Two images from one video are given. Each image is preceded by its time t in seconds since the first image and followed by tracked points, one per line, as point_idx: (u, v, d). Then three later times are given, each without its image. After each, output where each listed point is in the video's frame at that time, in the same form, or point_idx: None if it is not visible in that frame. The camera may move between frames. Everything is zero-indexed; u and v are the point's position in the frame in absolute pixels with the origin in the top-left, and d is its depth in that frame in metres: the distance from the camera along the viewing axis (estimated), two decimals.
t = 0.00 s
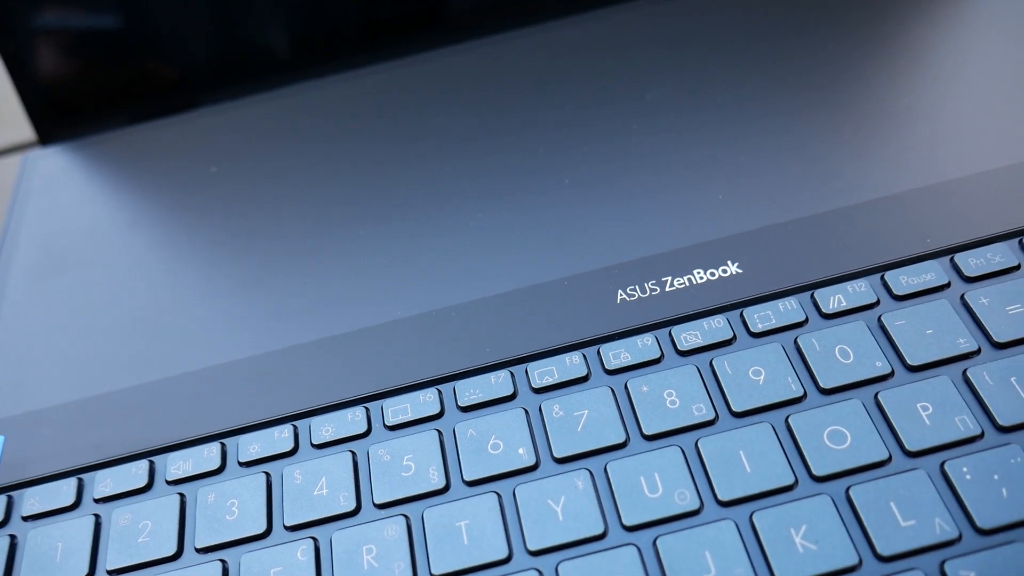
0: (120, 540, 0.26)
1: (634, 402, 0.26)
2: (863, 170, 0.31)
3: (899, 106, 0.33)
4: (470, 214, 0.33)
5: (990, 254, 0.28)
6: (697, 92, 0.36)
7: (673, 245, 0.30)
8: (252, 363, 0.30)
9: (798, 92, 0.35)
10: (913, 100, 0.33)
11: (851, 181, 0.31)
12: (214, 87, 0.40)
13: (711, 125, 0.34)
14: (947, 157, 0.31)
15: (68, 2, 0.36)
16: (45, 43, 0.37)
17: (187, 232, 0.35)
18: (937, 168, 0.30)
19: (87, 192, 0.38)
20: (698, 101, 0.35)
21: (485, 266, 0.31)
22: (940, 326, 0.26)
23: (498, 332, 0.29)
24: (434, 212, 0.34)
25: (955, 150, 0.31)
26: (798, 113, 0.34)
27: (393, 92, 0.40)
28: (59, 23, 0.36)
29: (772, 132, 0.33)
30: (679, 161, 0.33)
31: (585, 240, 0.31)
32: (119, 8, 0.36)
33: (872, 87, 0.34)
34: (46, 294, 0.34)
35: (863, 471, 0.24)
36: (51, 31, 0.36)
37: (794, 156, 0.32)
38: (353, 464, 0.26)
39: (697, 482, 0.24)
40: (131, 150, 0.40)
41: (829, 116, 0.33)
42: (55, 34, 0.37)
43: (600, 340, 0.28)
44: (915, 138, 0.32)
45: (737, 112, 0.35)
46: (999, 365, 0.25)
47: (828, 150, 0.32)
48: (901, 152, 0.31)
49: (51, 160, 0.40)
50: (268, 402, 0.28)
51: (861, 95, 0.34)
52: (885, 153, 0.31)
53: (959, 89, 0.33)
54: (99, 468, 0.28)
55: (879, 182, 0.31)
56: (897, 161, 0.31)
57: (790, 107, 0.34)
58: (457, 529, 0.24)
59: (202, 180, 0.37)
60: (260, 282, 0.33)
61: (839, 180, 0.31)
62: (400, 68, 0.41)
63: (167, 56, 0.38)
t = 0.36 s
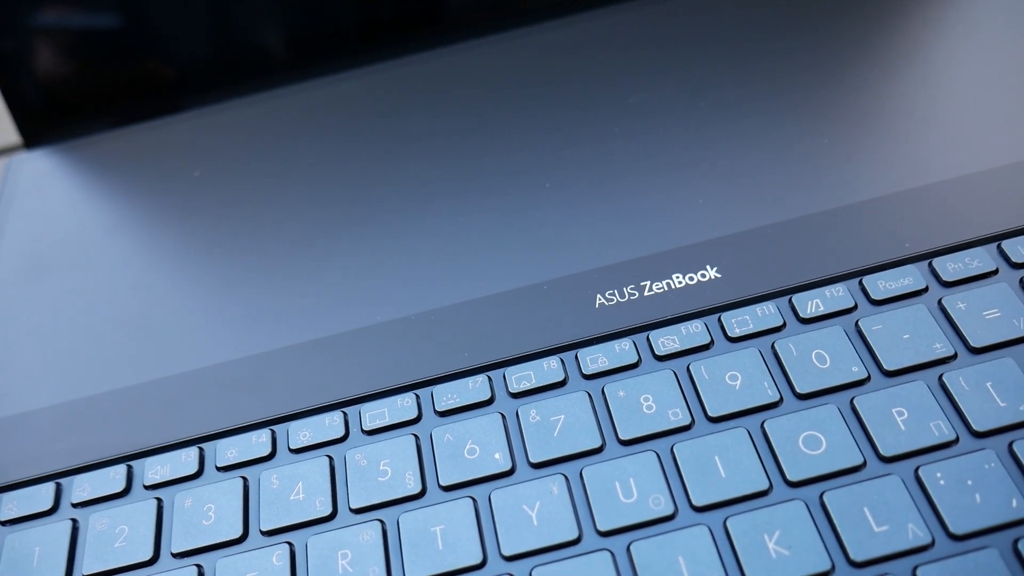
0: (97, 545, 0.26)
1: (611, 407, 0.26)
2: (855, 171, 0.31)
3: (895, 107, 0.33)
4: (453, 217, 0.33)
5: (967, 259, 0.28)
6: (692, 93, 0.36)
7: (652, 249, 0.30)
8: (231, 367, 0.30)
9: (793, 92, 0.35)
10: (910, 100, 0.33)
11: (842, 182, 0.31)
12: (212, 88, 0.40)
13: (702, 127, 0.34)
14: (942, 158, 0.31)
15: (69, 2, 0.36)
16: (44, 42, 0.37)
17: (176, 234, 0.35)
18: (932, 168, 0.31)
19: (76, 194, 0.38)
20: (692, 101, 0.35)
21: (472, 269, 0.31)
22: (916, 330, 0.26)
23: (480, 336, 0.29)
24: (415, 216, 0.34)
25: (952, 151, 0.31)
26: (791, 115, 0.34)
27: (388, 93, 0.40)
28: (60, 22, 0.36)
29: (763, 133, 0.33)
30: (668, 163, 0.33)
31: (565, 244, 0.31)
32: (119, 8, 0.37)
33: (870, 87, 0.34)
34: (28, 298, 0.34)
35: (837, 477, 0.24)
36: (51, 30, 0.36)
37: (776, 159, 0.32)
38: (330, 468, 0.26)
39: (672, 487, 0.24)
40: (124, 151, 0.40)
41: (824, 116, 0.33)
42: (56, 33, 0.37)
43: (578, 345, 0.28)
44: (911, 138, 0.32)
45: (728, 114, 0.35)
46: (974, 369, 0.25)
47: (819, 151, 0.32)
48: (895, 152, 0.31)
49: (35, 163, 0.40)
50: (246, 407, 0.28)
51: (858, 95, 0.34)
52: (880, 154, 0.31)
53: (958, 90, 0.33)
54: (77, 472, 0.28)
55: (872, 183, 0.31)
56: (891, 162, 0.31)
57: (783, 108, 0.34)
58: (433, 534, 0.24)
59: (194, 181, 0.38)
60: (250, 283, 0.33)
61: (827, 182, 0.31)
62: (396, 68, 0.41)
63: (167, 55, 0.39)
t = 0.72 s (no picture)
0: (73, 550, 0.26)
1: (586, 412, 0.26)
2: (846, 172, 0.31)
3: (884, 110, 0.33)
4: (434, 221, 0.33)
5: (945, 264, 0.28)
6: (686, 94, 0.36)
7: (632, 254, 0.30)
8: (209, 371, 0.30)
9: (787, 92, 0.35)
10: (899, 103, 0.33)
11: (834, 183, 0.31)
12: (212, 88, 0.40)
13: (691, 128, 0.34)
14: (933, 159, 0.31)
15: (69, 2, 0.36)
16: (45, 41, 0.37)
17: (164, 236, 0.35)
18: (928, 168, 0.31)
19: (62, 197, 0.38)
20: (682, 103, 0.35)
21: (458, 271, 0.31)
22: (892, 336, 0.26)
23: (460, 340, 0.29)
24: (396, 220, 0.34)
25: (948, 150, 0.31)
26: (782, 116, 0.34)
27: (382, 94, 0.40)
28: (62, 22, 0.37)
29: (753, 135, 0.33)
30: (650, 166, 0.33)
31: (544, 249, 0.31)
32: (119, 8, 0.37)
33: (866, 87, 0.34)
34: (10, 301, 0.34)
35: (809, 482, 0.24)
36: (51, 30, 0.37)
37: (758, 163, 0.32)
38: (306, 473, 0.26)
39: (645, 492, 0.24)
40: (116, 152, 0.40)
41: (819, 116, 0.33)
42: (55, 34, 0.37)
43: (555, 350, 0.28)
44: (907, 138, 0.32)
45: (717, 116, 0.35)
46: (949, 375, 0.25)
47: (807, 153, 0.32)
48: (890, 152, 0.31)
49: (19, 165, 0.40)
50: (223, 411, 0.28)
51: (854, 95, 0.34)
52: (875, 154, 0.31)
53: (955, 89, 0.33)
54: (54, 477, 0.28)
55: (856, 186, 0.31)
56: (886, 162, 0.31)
57: (776, 109, 0.34)
58: (407, 539, 0.24)
59: (185, 182, 0.38)
60: (240, 285, 0.33)
61: (814, 184, 0.31)
62: (392, 69, 0.41)
63: (168, 55, 0.39)
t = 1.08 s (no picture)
0: (50, 555, 0.26)
1: (563, 417, 0.26)
2: (840, 173, 0.31)
3: (870, 113, 0.33)
4: (416, 224, 0.33)
5: (923, 268, 0.28)
6: (682, 95, 0.36)
7: (611, 258, 0.30)
8: (189, 375, 0.30)
9: (780, 94, 0.35)
10: (886, 106, 0.33)
11: (824, 185, 0.31)
12: (212, 88, 0.41)
13: (683, 130, 0.34)
14: (918, 162, 0.31)
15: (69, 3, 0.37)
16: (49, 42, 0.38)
17: (147, 240, 0.35)
18: (926, 168, 0.31)
19: (50, 199, 0.38)
20: (668, 106, 0.35)
21: (440, 274, 0.31)
22: (869, 341, 0.26)
23: (442, 343, 0.29)
24: (379, 223, 0.34)
25: (938, 153, 0.31)
26: (766, 119, 0.34)
27: (377, 94, 0.40)
28: (62, 22, 0.37)
29: (742, 137, 0.33)
30: (632, 170, 0.33)
31: (524, 253, 0.31)
32: (119, 8, 0.37)
33: (865, 87, 0.34)
34: None
35: (784, 488, 0.24)
36: (52, 31, 0.37)
37: (741, 167, 0.32)
38: (283, 478, 0.26)
39: (620, 497, 0.24)
40: (103, 154, 0.40)
41: (812, 117, 0.33)
42: (55, 34, 0.37)
43: (533, 354, 0.28)
44: (892, 141, 0.32)
45: (702, 119, 0.35)
46: (925, 380, 0.25)
47: (790, 157, 0.32)
48: (875, 156, 0.31)
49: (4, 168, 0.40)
50: (202, 415, 0.28)
51: (852, 95, 0.34)
52: (872, 154, 0.31)
53: (955, 89, 0.33)
54: (33, 482, 0.28)
55: (839, 190, 0.31)
56: (870, 165, 0.31)
57: (770, 110, 0.34)
58: (382, 544, 0.24)
59: (176, 184, 0.38)
60: (230, 286, 0.33)
61: (795, 188, 0.31)
62: (391, 69, 0.41)
63: (167, 56, 0.39)
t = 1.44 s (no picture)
0: (26, 559, 0.26)
1: (538, 422, 0.26)
2: (828, 175, 0.31)
3: (853, 117, 0.33)
4: (396, 229, 0.33)
5: (899, 273, 0.28)
6: (673, 98, 0.36)
7: (590, 263, 0.30)
8: (167, 380, 0.30)
9: (764, 97, 0.35)
10: (869, 110, 0.33)
11: (804, 189, 0.31)
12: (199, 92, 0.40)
13: (665, 136, 0.34)
14: (899, 166, 0.31)
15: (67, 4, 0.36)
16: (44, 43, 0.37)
17: (129, 245, 0.35)
18: (907, 171, 0.31)
19: (36, 203, 0.38)
20: (651, 110, 0.35)
21: (420, 279, 0.31)
22: (844, 346, 0.26)
23: (422, 348, 0.29)
24: (360, 228, 0.34)
25: (919, 156, 0.31)
26: (749, 124, 0.34)
27: (363, 99, 0.40)
28: (59, 22, 0.37)
29: (724, 141, 0.33)
30: (614, 175, 0.33)
31: (503, 258, 0.31)
32: (119, 9, 0.37)
33: (849, 91, 0.34)
34: None
35: (756, 493, 0.24)
36: (50, 31, 0.37)
37: (722, 171, 0.32)
38: (259, 484, 0.26)
39: (594, 502, 0.24)
40: (87, 159, 0.40)
41: (795, 121, 0.33)
42: (53, 34, 0.37)
43: (509, 359, 0.28)
44: (874, 145, 0.32)
45: (685, 123, 0.35)
46: (899, 385, 0.25)
47: (771, 161, 0.32)
48: (857, 160, 0.31)
49: None
50: (180, 420, 0.28)
51: (844, 98, 0.34)
52: (867, 154, 0.31)
53: (953, 89, 0.33)
54: (11, 487, 0.28)
55: (818, 195, 0.31)
56: (852, 169, 0.31)
57: (757, 113, 0.34)
58: (356, 549, 0.25)
59: (161, 188, 0.38)
60: (213, 290, 0.33)
61: (775, 192, 0.31)
62: (379, 72, 0.40)
63: (158, 58, 0.38)
